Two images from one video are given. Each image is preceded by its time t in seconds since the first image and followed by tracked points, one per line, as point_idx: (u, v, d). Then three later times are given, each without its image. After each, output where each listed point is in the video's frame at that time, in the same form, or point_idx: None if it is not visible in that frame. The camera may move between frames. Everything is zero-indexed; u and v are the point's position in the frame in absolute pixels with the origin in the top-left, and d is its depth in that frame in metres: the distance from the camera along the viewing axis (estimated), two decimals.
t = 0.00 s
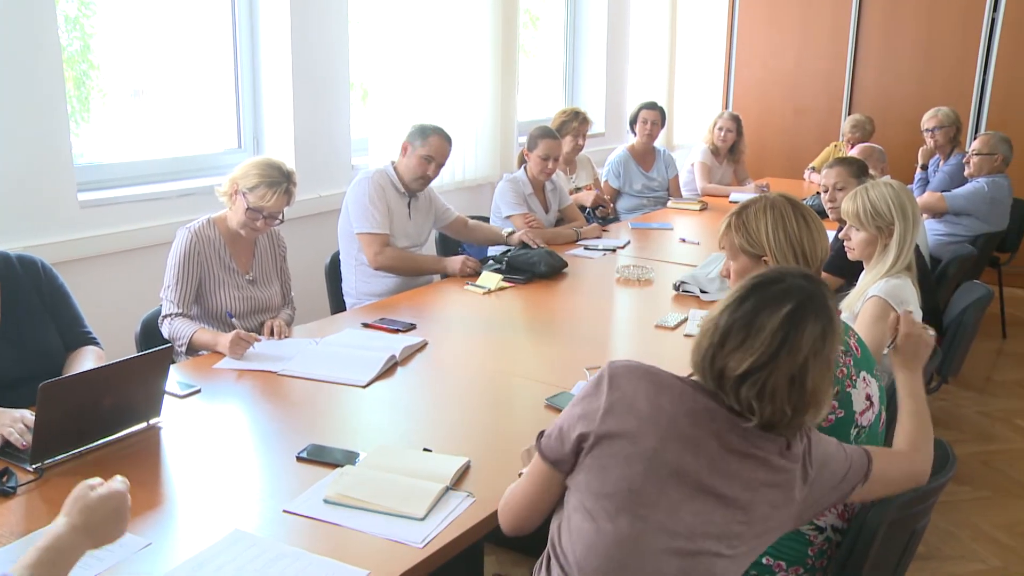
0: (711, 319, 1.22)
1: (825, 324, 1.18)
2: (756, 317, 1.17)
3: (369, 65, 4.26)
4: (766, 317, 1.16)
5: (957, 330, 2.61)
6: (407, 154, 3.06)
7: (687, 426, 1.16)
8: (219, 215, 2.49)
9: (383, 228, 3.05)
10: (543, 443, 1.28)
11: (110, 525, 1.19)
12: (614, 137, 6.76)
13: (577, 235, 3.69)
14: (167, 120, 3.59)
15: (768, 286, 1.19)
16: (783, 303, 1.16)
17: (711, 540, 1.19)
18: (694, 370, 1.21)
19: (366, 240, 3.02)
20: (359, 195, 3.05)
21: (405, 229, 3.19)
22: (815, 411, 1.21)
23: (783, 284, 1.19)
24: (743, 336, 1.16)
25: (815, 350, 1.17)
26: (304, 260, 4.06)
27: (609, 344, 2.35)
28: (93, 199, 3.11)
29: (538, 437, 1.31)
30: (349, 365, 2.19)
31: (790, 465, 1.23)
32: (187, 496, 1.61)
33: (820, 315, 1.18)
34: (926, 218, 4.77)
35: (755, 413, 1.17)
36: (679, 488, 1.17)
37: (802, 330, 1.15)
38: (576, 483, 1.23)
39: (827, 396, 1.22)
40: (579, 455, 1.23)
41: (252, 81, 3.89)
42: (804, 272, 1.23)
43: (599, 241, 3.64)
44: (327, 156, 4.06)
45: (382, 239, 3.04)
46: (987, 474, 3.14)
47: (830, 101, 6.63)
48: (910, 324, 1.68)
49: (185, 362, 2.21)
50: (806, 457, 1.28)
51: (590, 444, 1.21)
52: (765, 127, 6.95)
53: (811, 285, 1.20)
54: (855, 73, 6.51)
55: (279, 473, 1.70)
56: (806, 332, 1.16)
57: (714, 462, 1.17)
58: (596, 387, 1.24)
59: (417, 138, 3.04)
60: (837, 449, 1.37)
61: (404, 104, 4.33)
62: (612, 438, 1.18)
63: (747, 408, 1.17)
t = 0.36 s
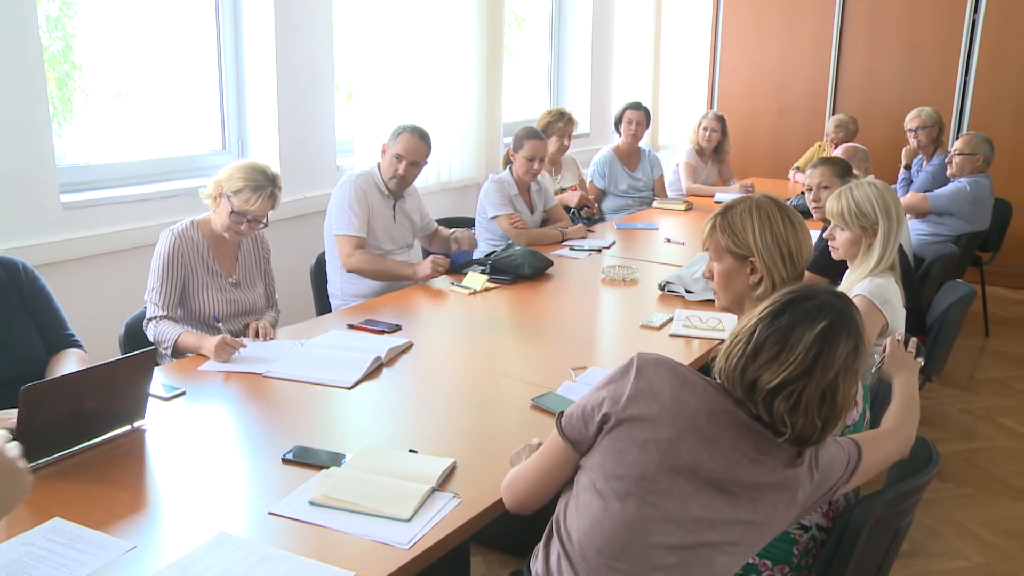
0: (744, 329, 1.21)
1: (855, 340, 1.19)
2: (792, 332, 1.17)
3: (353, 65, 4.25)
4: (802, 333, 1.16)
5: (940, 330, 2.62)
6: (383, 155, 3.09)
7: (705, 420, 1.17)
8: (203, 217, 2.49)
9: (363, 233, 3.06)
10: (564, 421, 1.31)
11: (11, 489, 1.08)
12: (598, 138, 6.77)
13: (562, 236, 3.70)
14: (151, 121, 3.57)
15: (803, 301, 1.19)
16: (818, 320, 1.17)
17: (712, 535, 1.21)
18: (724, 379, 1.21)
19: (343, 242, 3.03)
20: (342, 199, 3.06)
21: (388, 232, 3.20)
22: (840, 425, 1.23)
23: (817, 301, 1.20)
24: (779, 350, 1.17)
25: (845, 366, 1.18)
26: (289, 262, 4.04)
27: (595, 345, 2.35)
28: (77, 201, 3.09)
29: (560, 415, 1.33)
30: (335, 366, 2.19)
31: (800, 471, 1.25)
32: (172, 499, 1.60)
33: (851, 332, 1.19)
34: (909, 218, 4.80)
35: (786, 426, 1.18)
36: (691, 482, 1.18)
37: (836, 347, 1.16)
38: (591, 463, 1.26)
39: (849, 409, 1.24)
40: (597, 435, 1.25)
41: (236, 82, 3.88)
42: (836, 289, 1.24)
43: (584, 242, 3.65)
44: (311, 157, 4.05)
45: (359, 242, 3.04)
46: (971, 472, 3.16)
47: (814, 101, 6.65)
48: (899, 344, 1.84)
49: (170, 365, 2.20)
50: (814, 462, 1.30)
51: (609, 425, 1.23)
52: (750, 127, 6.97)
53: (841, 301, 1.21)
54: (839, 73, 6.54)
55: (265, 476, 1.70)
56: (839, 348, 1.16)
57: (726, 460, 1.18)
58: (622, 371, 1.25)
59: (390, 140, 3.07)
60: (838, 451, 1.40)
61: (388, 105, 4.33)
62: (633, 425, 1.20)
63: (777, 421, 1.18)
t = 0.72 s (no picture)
0: (733, 331, 1.22)
1: (844, 344, 1.20)
2: (781, 334, 1.17)
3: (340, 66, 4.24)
4: (791, 335, 1.16)
5: (926, 328, 2.64)
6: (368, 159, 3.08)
7: (692, 423, 1.17)
8: (191, 219, 2.48)
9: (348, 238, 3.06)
10: (552, 424, 1.31)
11: None
12: (586, 138, 6.78)
13: (549, 236, 3.70)
14: (137, 122, 3.56)
15: (792, 303, 1.20)
16: (806, 322, 1.17)
17: (699, 538, 1.21)
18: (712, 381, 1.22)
19: (327, 248, 3.04)
20: (329, 203, 3.06)
21: (376, 234, 3.20)
22: (828, 427, 1.23)
23: (805, 303, 1.20)
24: (767, 352, 1.17)
25: (833, 369, 1.19)
26: (276, 263, 4.03)
27: (582, 345, 2.35)
28: (63, 203, 3.08)
29: (547, 418, 1.33)
30: (323, 368, 2.19)
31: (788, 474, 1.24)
32: (159, 501, 1.60)
33: (839, 335, 1.19)
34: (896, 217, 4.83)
35: (774, 428, 1.18)
36: (678, 485, 1.18)
37: (824, 350, 1.17)
38: (578, 466, 1.26)
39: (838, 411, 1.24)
40: (585, 439, 1.25)
41: (223, 83, 3.86)
42: (824, 293, 1.24)
43: (571, 242, 3.65)
44: (299, 158, 4.04)
45: (342, 249, 3.04)
46: (957, 470, 3.18)
47: (800, 101, 6.67)
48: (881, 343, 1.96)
49: (157, 366, 2.20)
50: (805, 464, 1.29)
51: (597, 429, 1.23)
52: (737, 127, 6.98)
53: (830, 304, 1.22)
54: (825, 73, 6.56)
55: (253, 477, 1.69)
56: (827, 350, 1.17)
57: (713, 463, 1.18)
58: (610, 375, 1.26)
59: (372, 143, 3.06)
60: (826, 458, 1.38)
61: (375, 106, 4.32)
62: (619, 427, 1.20)
63: (765, 423, 1.18)
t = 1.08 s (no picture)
0: (727, 338, 1.22)
1: (835, 354, 1.20)
2: (773, 342, 1.18)
3: (331, 66, 4.24)
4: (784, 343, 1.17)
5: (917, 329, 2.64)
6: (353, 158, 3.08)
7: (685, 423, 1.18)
8: (183, 220, 2.47)
9: (337, 238, 3.06)
10: (547, 424, 1.31)
11: None
12: (577, 138, 6.78)
13: (541, 236, 3.70)
14: (127, 122, 3.55)
15: (786, 312, 1.20)
16: (799, 331, 1.18)
17: (688, 538, 1.21)
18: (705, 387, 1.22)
19: (318, 248, 3.03)
20: (317, 203, 3.05)
21: (368, 232, 3.20)
22: (818, 437, 1.23)
23: (798, 313, 1.21)
24: (759, 359, 1.18)
25: (824, 379, 1.19)
26: (267, 264, 4.02)
27: (574, 346, 2.35)
28: (54, 204, 3.08)
29: (543, 418, 1.33)
30: (314, 369, 2.18)
31: (780, 480, 1.24)
32: (150, 502, 1.60)
33: (831, 345, 1.20)
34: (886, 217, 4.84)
35: (764, 436, 1.18)
36: (670, 484, 1.19)
37: (815, 359, 1.17)
38: (572, 464, 1.26)
39: (829, 421, 1.24)
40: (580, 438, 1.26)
41: (213, 83, 3.85)
42: (817, 304, 1.25)
43: (562, 242, 3.65)
44: (290, 159, 4.04)
45: (332, 249, 3.04)
46: (947, 468, 3.19)
47: (791, 101, 6.69)
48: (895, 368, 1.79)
49: (148, 368, 2.19)
50: (797, 474, 1.28)
51: (591, 428, 1.23)
52: (729, 127, 6.99)
53: (822, 315, 1.22)
54: (815, 73, 6.58)
55: (244, 478, 1.69)
56: (818, 360, 1.18)
57: (705, 464, 1.18)
58: (606, 376, 1.26)
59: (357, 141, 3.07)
60: (822, 471, 1.36)
61: (366, 106, 4.32)
62: (613, 426, 1.21)
63: (755, 430, 1.19)
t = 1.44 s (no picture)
0: (738, 348, 1.22)
1: (845, 370, 1.20)
2: (784, 354, 1.18)
3: (323, 66, 4.23)
4: (796, 355, 1.17)
5: (908, 329, 2.65)
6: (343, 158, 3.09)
7: (696, 416, 1.19)
8: (176, 221, 2.47)
9: (330, 238, 3.06)
10: (562, 412, 1.32)
11: None
12: (569, 138, 6.78)
13: (533, 237, 3.70)
14: (119, 123, 3.54)
15: (797, 327, 1.20)
16: (809, 345, 1.18)
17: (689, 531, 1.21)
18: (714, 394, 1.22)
19: (311, 248, 3.03)
20: (309, 203, 3.05)
21: (360, 234, 3.20)
22: (824, 451, 1.23)
23: (809, 327, 1.21)
24: (770, 371, 1.17)
25: (833, 393, 1.19)
26: (260, 265, 4.02)
27: (567, 346, 2.36)
28: (46, 204, 3.07)
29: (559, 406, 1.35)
30: (307, 370, 2.18)
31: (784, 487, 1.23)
32: (141, 504, 1.59)
33: (840, 361, 1.20)
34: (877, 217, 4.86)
35: (772, 445, 1.18)
36: (676, 476, 1.19)
37: (825, 373, 1.17)
38: (582, 452, 1.27)
39: (836, 436, 1.24)
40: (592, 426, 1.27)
41: (206, 83, 3.84)
42: (826, 320, 1.24)
43: (555, 243, 3.65)
44: (282, 159, 4.03)
45: (325, 249, 3.04)
46: (938, 467, 3.20)
47: (783, 101, 6.71)
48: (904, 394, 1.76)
49: (141, 369, 2.19)
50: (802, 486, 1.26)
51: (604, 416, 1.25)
52: (721, 127, 7.00)
53: (831, 332, 1.22)
54: (807, 73, 6.59)
55: (237, 479, 1.69)
56: (828, 374, 1.17)
57: (712, 458, 1.19)
58: (622, 369, 1.27)
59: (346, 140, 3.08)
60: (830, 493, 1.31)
61: (359, 107, 4.32)
62: (626, 415, 1.22)
63: (764, 439, 1.19)
